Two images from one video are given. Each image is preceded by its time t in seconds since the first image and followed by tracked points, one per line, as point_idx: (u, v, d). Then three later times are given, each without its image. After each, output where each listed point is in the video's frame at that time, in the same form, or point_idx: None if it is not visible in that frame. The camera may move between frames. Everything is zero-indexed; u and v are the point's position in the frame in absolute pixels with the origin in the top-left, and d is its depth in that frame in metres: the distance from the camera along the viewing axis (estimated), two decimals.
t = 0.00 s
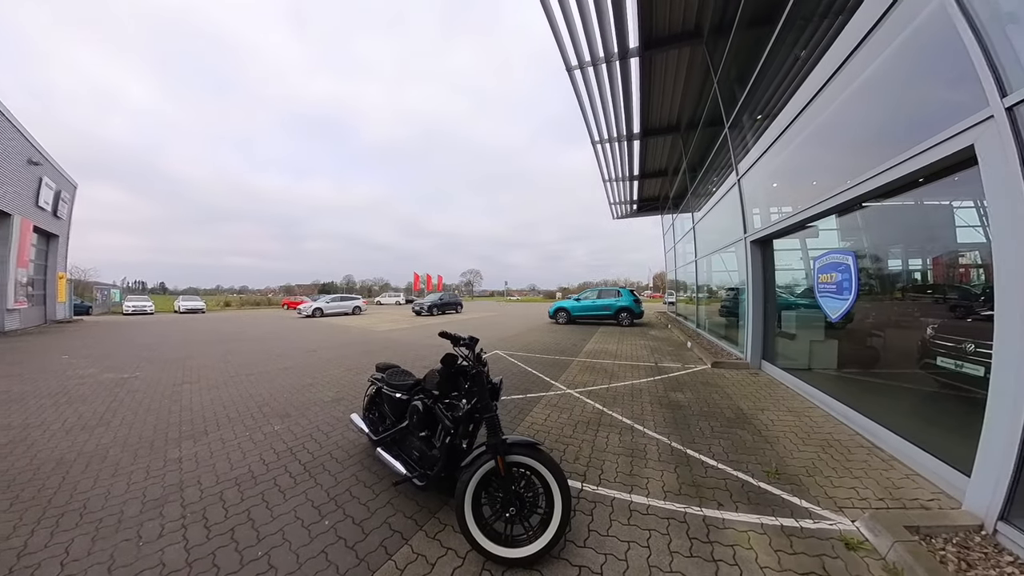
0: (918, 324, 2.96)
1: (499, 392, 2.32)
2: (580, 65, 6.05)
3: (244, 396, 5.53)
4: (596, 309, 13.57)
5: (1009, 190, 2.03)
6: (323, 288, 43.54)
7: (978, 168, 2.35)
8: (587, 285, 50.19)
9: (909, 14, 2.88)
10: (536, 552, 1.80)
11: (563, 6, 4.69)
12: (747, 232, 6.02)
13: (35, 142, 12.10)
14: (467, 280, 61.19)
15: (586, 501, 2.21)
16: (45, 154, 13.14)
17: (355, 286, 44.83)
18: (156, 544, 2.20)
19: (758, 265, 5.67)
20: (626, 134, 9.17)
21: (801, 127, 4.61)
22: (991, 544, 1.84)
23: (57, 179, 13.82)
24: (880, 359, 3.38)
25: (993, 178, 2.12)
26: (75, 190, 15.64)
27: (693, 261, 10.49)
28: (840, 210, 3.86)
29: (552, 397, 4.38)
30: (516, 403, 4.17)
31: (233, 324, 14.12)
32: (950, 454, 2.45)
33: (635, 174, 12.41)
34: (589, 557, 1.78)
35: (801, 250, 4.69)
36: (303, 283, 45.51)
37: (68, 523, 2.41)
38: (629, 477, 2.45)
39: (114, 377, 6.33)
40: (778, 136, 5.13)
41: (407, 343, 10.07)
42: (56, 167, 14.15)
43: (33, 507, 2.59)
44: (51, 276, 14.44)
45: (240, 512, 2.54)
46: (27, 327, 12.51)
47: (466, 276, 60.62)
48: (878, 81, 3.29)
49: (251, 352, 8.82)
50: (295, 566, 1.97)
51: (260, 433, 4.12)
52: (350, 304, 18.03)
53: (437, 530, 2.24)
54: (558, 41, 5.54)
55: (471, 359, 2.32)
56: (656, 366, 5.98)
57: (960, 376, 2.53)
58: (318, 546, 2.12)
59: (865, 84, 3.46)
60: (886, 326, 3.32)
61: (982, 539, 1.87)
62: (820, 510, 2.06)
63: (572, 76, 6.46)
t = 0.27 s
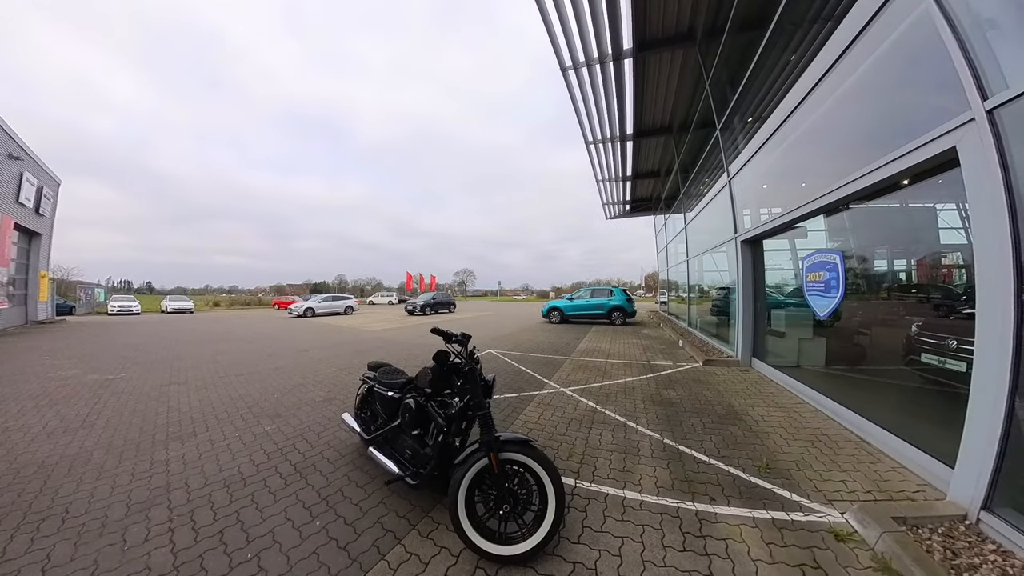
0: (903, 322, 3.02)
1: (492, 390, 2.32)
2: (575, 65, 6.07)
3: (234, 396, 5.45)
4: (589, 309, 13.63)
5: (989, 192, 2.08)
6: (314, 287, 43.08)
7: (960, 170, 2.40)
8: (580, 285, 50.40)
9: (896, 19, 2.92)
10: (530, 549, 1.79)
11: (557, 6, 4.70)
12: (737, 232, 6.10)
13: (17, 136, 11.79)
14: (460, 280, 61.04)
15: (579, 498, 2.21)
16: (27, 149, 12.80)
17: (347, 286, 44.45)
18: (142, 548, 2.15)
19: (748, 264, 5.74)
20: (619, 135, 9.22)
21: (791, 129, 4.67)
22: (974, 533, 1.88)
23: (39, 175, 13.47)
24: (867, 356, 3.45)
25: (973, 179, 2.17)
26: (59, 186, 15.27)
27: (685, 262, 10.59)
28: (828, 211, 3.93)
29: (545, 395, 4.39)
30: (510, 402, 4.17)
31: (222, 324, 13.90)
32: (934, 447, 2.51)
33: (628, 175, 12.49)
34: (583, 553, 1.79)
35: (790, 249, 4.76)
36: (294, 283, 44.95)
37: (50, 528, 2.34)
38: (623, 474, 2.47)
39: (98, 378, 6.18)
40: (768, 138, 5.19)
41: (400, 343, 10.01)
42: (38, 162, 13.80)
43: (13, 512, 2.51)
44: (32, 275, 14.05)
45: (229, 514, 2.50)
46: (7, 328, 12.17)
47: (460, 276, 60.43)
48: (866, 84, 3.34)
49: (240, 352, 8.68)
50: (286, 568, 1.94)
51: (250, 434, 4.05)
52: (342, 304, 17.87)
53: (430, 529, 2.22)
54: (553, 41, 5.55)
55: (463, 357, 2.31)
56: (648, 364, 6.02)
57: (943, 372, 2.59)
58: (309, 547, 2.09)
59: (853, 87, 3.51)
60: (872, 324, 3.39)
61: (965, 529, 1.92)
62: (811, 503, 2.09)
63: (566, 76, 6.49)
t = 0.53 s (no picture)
0: (895, 322, 3.07)
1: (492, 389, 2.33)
2: (573, 65, 6.08)
3: (230, 397, 5.42)
4: (586, 309, 13.68)
5: (979, 196, 2.13)
6: (310, 287, 42.86)
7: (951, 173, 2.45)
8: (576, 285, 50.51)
9: (890, 24, 2.96)
10: (532, 547, 1.81)
11: (556, 6, 4.70)
12: (733, 232, 6.16)
13: (6, 133, 11.61)
14: (457, 280, 60.95)
15: (579, 496, 2.24)
16: (16, 147, 12.63)
17: (343, 285, 44.26)
18: (139, 553, 2.14)
19: (744, 265, 5.80)
20: (616, 135, 9.26)
21: (786, 132, 4.72)
22: (963, 527, 1.93)
23: (28, 173, 13.28)
24: (859, 355, 3.50)
25: (963, 184, 2.22)
26: (49, 184, 15.06)
27: (681, 262, 10.67)
28: (822, 212, 3.99)
29: (543, 395, 4.42)
30: (508, 402, 4.18)
31: (217, 324, 13.80)
32: (924, 445, 2.57)
33: (625, 175, 12.54)
34: (584, 550, 1.81)
35: (785, 250, 4.83)
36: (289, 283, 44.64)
37: (44, 533, 2.33)
38: (622, 472, 2.49)
39: (92, 379, 6.12)
40: (763, 140, 5.24)
41: (396, 343, 9.99)
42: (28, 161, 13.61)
43: (6, 517, 2.49)
44: (22, 275, 13.84)
45: (227, 517, 2.49)
46: None
47: (456, 275, 60.37)
48: (860, 88, 3.38)
49: (236, 352, 8.63)
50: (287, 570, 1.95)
51: (247, 435, 4.04)
52: (338, 304, 17.80)
53: (430, 528, 2.23)
54: (551, 41, 5.56)
55: (463, 356, 2.33)
56: (645, 363, 6.07)
57: (934, 370, 2.64)
58: (309, 549, 2.10)
59: (848, 90, 3.56)
60: (865, 324, 3.44)
61: (956, 523, 1.96)
62: (806, 500, 2.13)
63: (562, 77, 6.50)
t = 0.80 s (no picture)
0: (894, 322, 3.10)
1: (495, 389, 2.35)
2: (573, 66, 6.10)
3: (230, 398, 5.42)
4: (585, 309, 13.70)
5: (976, 198, 2.15)
6: (309, 287, 42.78)
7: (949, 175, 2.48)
8: (575, 285, 50.54)
9: (889, 27, 2.98)
10: (535, 546, 1.83)
11: (556, 7, 4.72)
12: (732, 233, 6.18)
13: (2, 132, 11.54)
14: (456, 279, 60.89)
15: (581, 495, 2.26)
16: (14, 146, 12.56)
17: (342, 285, 44.18)
18: (142, 554, 2.15)
19: (743, 265, 5.83)
20: (616, 136, 9.28)
21: (786, 133, 4.74)
22: (960, 525, 1.96)
23: (25, 172, 13.21)
24: (858, 356, 3.53)
25: (960, 186, 2.24)
26: (46, 184, 14.99)
27: (680, 262, 10.69)
28: (821, 213, 4.01)
29: (544, 395, 4.43)
30: (509, 402, 4.20)
31: (216, 324, 13.77)
32: (922, 444, 2.60)
33: (624, 175, 12.56)
34: (586, 549, 1.83)
35: (784, 250, 4.85)
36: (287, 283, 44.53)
37: (45, 535, 2.33)
38: (623, 472, 2.51)
39: (91, 380, 6.11)
40: (763, 141, 5.26)
41: (396, 343, 9.98)
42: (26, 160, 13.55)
43: (7, 519, 2.49)
44: (19, 275, 13.78)
45: (230, 518, 2.50)
46: None
47: (455, 275, 60.35)
48: (860, 89, 3.40)
49: (236, 353, 8.61)
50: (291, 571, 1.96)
51: (248, 435, 4.04)
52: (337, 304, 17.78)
53: (433, 528, 2.25)
54: (552, 41, 5.57)
55: (466, 357, 2.35)
56: (645, 363, 6.10)
57: (932, 370, 2.67)
58: (313, 550, 2.11)
59: (847, 92, 3.59)
60: (863, 324, 3.47)
61: (953, 520, 1.99)
62: (805, 498, 2.15)
63: (563, 77, 6.51)
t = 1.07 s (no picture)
0: (898, 322, 3.09)
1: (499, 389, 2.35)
2: (575, 65, 6.10)
3: (234, 397, 5.44)
4: (587, 309, 13.69)
5: (982, 197, 2.14)
6: (311, 287, 42.87)
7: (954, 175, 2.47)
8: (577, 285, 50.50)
9: (894, 26, 2.97)
10: (539, 546, 1.83)
11: (559, 6, 4.73)
12: (735, 233, 6.17)
13: (7, 133, 11.60)
14: (458, 279, 60.92)
15: (585, 495, 2.26)
16: (18, 146, 12.63)
17: (344, 285, 44.26)
18: (147, 553, 2.16)
19: (746, 265, 5.82)
20: (618, 135, 9.28)
21: (789, 133, 4.73)
22: (966, 526, 1.95)
23: (30, 172, 13.28)
24: (862, 356, 3.52)
25: (967, 186, 2.23)
26: (51, 184, 15.07)
27: (683, 261, 10.67)
28: (824, 213, 4.00)
29: (547, 395, 4.44)
30: (512, 401, 4.20)
31: (218, 324, 13.81)
32: (927, 445, 2.60)
33: (627, 175, 12.57)
34: (591, 549, 1.83)
35: (787, 250, 4.85)
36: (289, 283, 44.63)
37: (51, 534, 2.35)
38: (627, 472, 2.51)
39: (95, 379, 6.14)
40: (766, 140, 5.26)
41: (399, 343, 9.99)
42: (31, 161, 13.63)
43: (12, 518, 2.51)
44: (24, 274, 13.86)
45: (234, 518, 2.51)
46: None
47: (456, 275, 60.32)
48: (864, 89, 3.39)
49: (239, 352, 8.65)
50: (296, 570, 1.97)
51: (252, 435, 4.06)
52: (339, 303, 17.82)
53: (437, 528, 2.26)
54: (555, 41, 5.58)
55: (471, 356, 2.35)
56: (648, 363, 6.09)
57: (936, 370, 2.66)
58: (317, 550, 2.12)
59: (851, 91, 3.58)
60: (867, 324, 3.46)
61: (959, 522, 1.98)
62: (809, 499, 2.15)
63: (565, 77, 6.52)
